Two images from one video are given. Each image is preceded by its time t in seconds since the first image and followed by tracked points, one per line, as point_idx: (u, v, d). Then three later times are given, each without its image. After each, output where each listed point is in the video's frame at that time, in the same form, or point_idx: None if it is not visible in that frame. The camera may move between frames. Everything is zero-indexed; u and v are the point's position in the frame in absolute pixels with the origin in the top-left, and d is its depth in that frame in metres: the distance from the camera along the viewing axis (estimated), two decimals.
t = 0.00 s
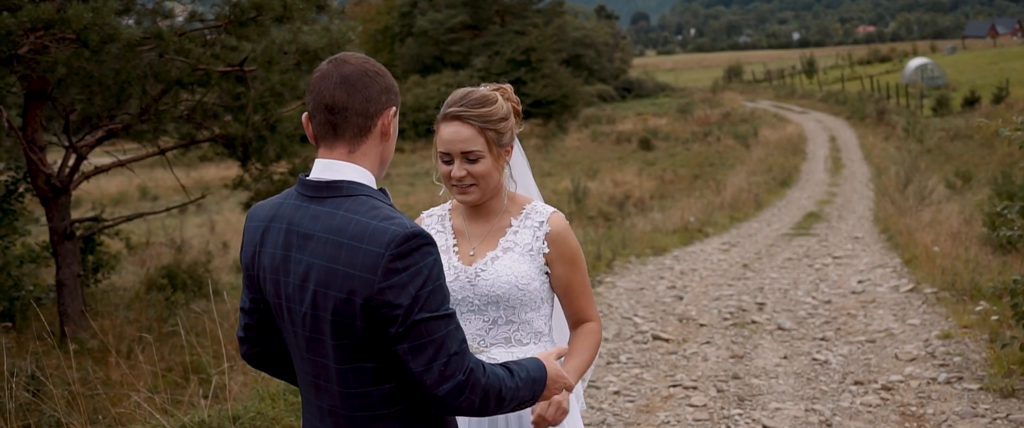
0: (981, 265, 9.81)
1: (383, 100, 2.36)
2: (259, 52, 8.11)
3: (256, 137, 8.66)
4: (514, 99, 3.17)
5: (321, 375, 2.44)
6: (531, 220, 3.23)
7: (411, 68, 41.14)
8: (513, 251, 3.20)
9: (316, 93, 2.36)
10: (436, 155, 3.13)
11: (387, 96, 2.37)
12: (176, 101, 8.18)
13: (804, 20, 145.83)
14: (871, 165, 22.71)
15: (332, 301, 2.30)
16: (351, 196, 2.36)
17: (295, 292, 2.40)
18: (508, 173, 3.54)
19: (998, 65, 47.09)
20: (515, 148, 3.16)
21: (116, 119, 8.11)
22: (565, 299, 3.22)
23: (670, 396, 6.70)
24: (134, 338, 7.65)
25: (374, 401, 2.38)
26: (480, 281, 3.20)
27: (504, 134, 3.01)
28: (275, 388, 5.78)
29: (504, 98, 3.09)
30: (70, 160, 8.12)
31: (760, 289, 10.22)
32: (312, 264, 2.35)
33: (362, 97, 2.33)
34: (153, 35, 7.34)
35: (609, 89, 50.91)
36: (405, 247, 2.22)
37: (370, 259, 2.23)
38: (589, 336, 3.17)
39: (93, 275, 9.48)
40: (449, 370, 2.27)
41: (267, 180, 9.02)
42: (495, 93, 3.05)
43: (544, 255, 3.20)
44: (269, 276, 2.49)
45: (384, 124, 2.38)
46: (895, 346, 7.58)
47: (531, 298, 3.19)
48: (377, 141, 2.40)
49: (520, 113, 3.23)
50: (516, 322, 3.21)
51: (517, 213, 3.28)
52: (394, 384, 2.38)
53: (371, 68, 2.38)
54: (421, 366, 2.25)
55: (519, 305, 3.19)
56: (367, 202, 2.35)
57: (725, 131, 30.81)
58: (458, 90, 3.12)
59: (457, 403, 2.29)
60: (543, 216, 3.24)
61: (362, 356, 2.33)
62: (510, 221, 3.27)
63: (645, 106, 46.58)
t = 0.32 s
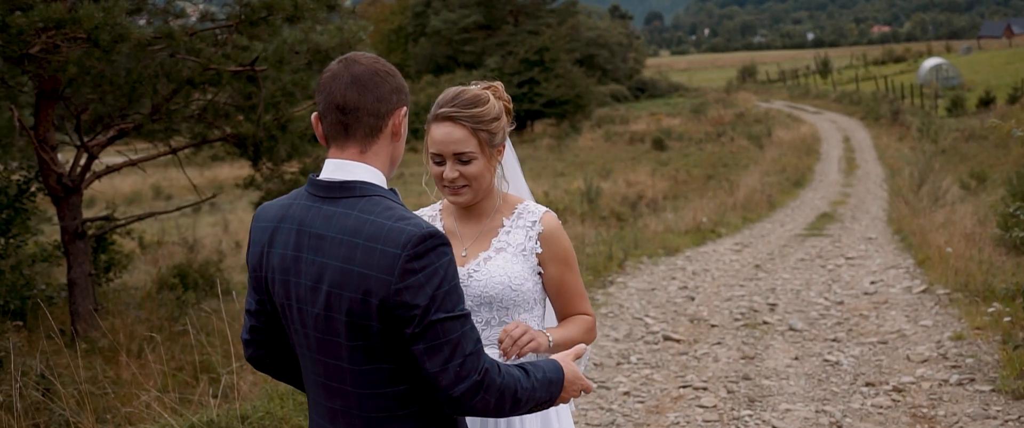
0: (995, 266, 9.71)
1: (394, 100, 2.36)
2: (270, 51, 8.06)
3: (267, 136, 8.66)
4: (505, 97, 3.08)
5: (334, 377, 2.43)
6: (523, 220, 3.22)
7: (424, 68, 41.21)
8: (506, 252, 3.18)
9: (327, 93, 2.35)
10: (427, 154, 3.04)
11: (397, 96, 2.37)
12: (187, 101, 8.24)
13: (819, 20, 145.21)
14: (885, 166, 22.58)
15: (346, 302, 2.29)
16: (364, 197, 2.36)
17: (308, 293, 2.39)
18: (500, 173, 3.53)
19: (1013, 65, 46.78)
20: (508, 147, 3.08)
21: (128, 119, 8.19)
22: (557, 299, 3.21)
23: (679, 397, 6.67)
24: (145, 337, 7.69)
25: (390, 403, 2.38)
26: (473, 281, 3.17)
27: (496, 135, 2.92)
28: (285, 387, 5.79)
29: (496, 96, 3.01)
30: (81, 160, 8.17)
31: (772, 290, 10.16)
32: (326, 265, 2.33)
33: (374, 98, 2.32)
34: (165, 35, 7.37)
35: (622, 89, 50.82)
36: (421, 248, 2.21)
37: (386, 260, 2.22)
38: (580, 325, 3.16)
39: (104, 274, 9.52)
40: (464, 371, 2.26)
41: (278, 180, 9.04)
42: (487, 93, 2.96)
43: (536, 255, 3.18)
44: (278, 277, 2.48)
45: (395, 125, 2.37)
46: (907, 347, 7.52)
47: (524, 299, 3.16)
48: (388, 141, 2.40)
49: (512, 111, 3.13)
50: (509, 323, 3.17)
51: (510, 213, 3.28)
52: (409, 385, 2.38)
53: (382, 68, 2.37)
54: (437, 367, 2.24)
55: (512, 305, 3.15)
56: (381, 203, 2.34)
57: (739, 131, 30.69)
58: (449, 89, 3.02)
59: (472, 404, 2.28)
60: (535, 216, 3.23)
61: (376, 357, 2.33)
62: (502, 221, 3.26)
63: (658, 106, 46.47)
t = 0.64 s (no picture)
0: (1008, 268, 9.62)
1: (405, 99, 2.34)
2: (281, 52, 8.08)
3: (278, 136, 8.67)
4: (499, 97, 3.05)
5: (349, 379, 2.40)
6: (519, 222, 3.17)
7: (438, 68, 41.28)
8: (503, 253, 3.13)
9: (336, 92, 2.32)
10: (422, 154, 3.00)
11: (408, 95, 2.35)
12: (198, 101, 8.27)
13: (833, 20, 144.66)
14: (899, 167, 22.45)
15: (366, 302, 2.25)
16: (379, 197, 2.33)
17: (322, 295, 2.35)
18: (495, 174, 3.49)
19: None
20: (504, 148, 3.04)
21: (139, 118, 8.23)
22: (553, 301, 3.15)
23: (689, 398, 6.64)
24: (156, 337, 7.72)
25: (409, 403, 2.36)
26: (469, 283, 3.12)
27: (492, 136, 2.88)
28: (294, 387, 5.80)
29: (490, 97, 2.97)
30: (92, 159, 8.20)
31: (784, 291, 10.10)
32: (341, 266, 2.30)
33: (385, 97, 2.30)
34: (175, 35, 7.42)
35: (636, 89, 50.75)
36: (443, 246, 2.20)
37: (408, 260, 2.20)
38: (577, 325, 3.10)
39: (116, 273, 9.57)
40: (484, 369, 2.25)
41: (290, 180, 9.06)
42: (482, 94, 2.93)
43: (533, 257, 3.13)
44: (288, 279, 2.43)
45: (405, 124, 2.36)
46: (918, 349, 7.46)
47: (522, 301, 3.11)
48: (398, 141, 2.38)
49: (506, 113, 3.10)
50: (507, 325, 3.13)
51: (506, 214, 3.23)
52: (426, 385, 2.36)
53: (393, 67, 2.35)
54: (458, 365, 2.23)
55: (510, 307, 3.11)
56: (397, 202, 2.32)
57: (752, 131, 30.59)
58: (443, 90, 2.97)
59: (492, 401, 2.28)
60: (531, 217, 3.18)
61: (395, 356, 2.30)
62: (498, 223, 3.22)
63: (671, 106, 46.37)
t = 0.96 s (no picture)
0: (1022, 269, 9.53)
1: (409, 100, 2.33)
2: (292, 52, 8.11)
3: (289, 135, 8.66)
4: (499, 98, 3.03)
5: (361, 384, 2.37)
6: (520, 224, 3.10)
7: (451, 68, 41.37)
8: (503, 256, 3.06)
9: (341, 95, 2.31)
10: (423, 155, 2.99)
11: (412, 96, 2.33)
12: (210, 101, 8.32)
13: (848, 20, 143.96)
14: (913, 168, 22.31)
15: (379, 306, 2.23)
16: (387, 199, 2.31)
17: (333, 299, 2.32)
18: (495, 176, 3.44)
19: None
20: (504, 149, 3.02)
21: (150, 118, 8.28)
22: (558, 305, 3.06)
23: (698, 399, 6.61)
24: (167, 336, 7.76)
25: (423, 405, 2.35)
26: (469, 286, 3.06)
27: (492, 137, 2.87)
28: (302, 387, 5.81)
29: (490, 98, 2.96)
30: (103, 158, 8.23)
31: (795, 292, 10.05)
32: (351, 270, 2.27)
33: (389, 98, 2.29)
34: (186, 34, 7.46)
35: (650, 89, 50.67)
36: (457, 247, 2.19)
37: (422, 262, 2.18)
38: (586, 327, 2.98)
39: (127, 272, 9.62)
40: (500, 368, 2.25)
41: (300, 179, 9.08)
42: (483, 94, 2.91)
43: (534, 259, 3.05)
44: (296, 284, 2.40)
45: (410, 124, 2.34)
46: (930, 350, 7.41)
47: (522, 304, 3.06)
48: (403, 142, 2.37)
49: (507, 114, 3.09)
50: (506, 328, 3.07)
51: (506, 216, 3.17)
52: (439, 386, 2.35)
53: (396, 68, 2.33)
54: (475, 366, 2.22)
55: (510, 310, 3.05)
56: (406, 204, 2.30)
57: (766, 131, 30.49)
58: (442, 91, 2.96)
59: (507, 400, 2.28)
60: (532, 219, 3.10)
61: (408, 359, 2.29)
62: (498, 225, 3.16)
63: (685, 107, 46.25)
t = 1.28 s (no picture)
0: None
1: (416, 101, 2.33)
2: (303, 51, 8.08)
3: (300, 135, 8.65)
4: (509, 98, 3.03)
5: (371, 387, 2.36)
6: (526, 225, 3.08)
7: (465, 68, 41.43)
8: (508, 256, 3.05)
9: (345, 96, 2.31)
10: (430, 152, 2.98)
11: (418, 96, 2.33)
12: (221, 100, 8.37)
13: (863, 20, 143.16)
14: (927, 168, 22.15)
15: (391, 307, 2.22)
16: (395, 200, 2.30)
17: (343, 301, 2.31)
18: (502, 177, 3.43)
19: None
20: (513, 149, 3.01)
21: (161, 118, 8.32)
22: (567, 305, 3.03)
23: (708, 400, 6.58)
24: (178, 335, 7.81)
25: (434, 406, 2.34)
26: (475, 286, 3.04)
27: (502, 136, 2.86)
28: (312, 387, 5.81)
29: (501, 98, 2.95)
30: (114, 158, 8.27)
31: (808, 292, 10.00)
32: (361, 271, 2.26)
33: (395, 99, 2.28)
34: (197, 34, 7.55)
35: (664, 89, 50.52)
36: (469, 248, 2.19)
37: (433, 263, 2.18)
38: (597, 327, 2.95)
39: (139, 271, 9.66)
40: (511, 368, 2.24)
41: (311, 179, 9.10)
42: (493, 93, 2.91)
43: (540, 260, 3.03)
44: (303, 287, 2.38)
45: (416, 125, 2.34)
46: (941, 352, 7.35)
47: (526, 305, 3.04)
48: (409, 143, 2.36)
49: (516, 114, 3.08)
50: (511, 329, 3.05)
51: (513, 217, 3.16)
52: (448, 387, 2.34)
53: (401, 69, 2.33)
54: (487, 366, 2.21)
55: (515, 311, 3.03)
56: (415, 205, 2.29)
57: (780, 131, 30.36)
58: (452, 89, 2.96)
59: (518, 400, 2.27)
60: (538, 220, 3.09)
61: (419, 361, 2.28)
62: (505, 225, 3.14)
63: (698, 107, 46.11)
